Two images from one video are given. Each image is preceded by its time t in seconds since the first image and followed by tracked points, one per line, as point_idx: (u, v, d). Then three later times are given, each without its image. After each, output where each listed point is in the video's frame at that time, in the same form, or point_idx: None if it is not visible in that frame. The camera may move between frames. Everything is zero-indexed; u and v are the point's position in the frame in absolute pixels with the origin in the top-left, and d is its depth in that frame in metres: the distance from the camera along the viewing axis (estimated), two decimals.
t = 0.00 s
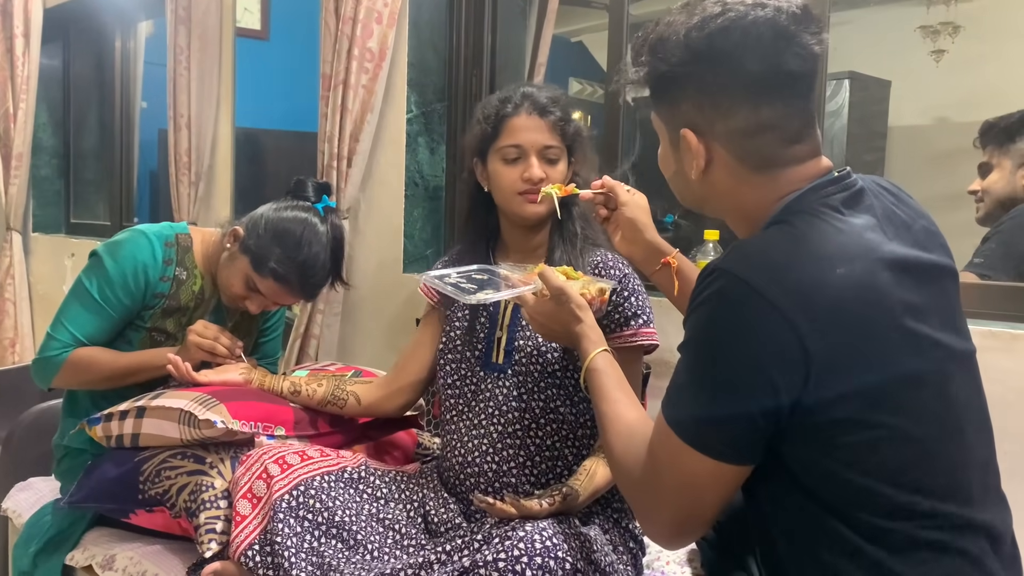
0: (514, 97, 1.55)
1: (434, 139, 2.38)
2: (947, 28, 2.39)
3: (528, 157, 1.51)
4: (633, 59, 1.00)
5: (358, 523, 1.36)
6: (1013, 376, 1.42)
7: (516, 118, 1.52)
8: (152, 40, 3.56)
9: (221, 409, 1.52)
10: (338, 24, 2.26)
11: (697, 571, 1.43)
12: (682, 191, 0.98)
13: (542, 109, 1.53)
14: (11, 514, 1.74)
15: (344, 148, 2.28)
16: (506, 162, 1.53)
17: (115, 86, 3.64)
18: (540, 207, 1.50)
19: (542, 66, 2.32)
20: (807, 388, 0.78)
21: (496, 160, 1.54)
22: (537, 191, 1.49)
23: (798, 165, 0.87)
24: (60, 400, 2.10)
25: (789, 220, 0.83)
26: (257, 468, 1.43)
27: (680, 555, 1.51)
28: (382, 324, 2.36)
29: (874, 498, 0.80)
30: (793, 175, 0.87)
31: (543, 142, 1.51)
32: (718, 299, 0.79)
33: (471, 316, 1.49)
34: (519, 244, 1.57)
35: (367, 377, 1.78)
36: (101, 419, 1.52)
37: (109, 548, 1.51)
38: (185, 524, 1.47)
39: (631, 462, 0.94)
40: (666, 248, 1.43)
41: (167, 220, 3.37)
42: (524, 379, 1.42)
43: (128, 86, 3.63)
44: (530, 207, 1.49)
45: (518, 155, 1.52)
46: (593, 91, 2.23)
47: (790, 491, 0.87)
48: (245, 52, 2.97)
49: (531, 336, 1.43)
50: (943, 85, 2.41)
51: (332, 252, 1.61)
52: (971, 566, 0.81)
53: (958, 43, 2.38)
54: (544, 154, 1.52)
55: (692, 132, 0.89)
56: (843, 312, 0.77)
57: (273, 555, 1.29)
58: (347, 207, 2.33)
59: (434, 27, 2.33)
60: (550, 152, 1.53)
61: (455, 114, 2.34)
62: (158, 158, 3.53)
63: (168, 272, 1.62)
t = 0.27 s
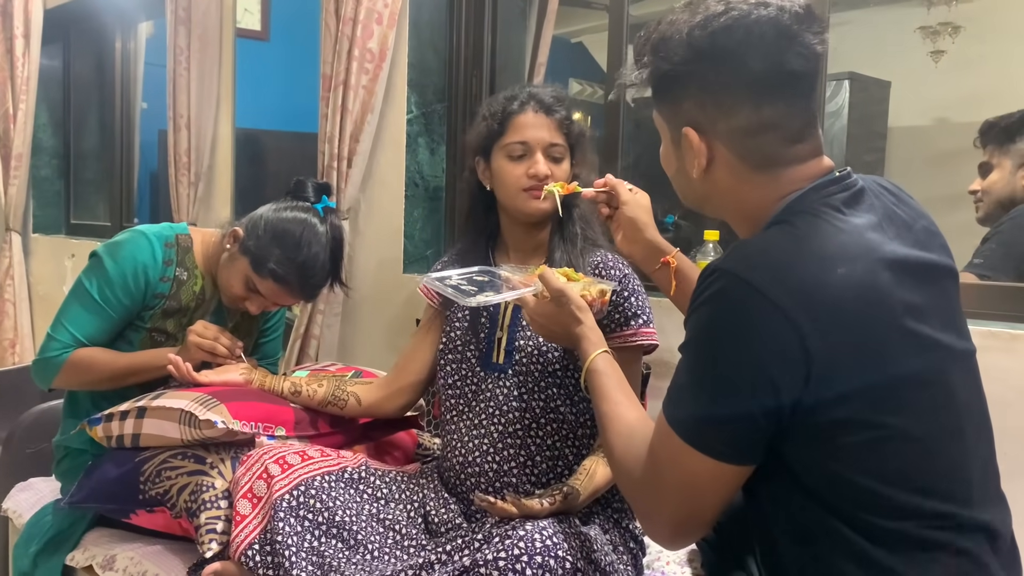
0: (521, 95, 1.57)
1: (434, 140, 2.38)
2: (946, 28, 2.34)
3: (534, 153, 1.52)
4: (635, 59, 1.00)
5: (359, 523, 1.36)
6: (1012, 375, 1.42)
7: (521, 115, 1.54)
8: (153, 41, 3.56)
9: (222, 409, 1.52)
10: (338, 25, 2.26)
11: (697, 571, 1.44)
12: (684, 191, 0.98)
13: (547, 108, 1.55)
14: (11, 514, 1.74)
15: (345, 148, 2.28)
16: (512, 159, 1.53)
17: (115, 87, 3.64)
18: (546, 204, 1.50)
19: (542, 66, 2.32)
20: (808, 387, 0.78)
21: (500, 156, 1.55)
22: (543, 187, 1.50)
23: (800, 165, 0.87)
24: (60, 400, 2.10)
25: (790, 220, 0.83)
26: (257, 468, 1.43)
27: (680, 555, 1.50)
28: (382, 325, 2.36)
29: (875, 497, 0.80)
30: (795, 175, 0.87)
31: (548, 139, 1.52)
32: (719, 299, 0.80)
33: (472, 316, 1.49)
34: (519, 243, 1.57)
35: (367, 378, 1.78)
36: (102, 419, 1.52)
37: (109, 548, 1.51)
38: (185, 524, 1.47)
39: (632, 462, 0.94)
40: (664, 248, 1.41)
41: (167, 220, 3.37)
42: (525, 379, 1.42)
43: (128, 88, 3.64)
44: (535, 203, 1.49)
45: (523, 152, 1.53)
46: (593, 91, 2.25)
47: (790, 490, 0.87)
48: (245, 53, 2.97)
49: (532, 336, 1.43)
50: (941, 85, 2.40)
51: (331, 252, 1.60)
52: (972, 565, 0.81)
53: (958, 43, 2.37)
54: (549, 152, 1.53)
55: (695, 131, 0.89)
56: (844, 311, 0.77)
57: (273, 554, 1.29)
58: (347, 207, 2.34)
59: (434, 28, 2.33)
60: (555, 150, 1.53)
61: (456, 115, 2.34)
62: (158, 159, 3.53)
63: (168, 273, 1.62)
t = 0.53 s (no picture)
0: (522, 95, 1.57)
1: (433, 141, 2.38)
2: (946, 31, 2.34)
3: (538, 150, 1.52)
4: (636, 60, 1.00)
5: (357, 524, 1.36)
6: (1011, 376, 1.42)
7: (524, 113, 1.54)
8: (151, 43, 3.56)
9: (220, 411, 1.52)
10: (337, 26, 2.26)
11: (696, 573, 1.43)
12: (685, 192, 0.98)
13: (547, 105, 1.56)
14: (9, 516, 1.74)
15: (343, 149, 2.28)
16: (515, 156, 1.53)
17: (114, 89, 3.64)
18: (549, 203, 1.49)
19: (541, 67, 2.33)
20: (808, 386, 0.78)
21: (504, 153, 1.54)
22: (547, 182, 1.49)
23: (800, 166, 0.87)
24: (58, 402, 2.09)
25: (790, 220, 0.83)
26: (256, 470, 1.42)
27: (679, 557, 1.50)
28: (380, 327, 2.36)
29: (874, 497, 0.80)
30: (794, 176, 0.87)
31: (552, 136, 1.53)
32: (719, 299, 0.80)
33: (471, 318, 1.49)
34: (519, 244, 1.58)
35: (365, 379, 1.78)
36: (100, 421, 1.52)
37: (107, 550, 1.51)
38: (184, 526, 1.47)
39: (632, 464, 0.94)
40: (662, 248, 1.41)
41: (165, 222, 3.37)
42: (525, 381, 1.42)
43: (126, 90, 3.64)
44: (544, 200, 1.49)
45: (527, 149, 1.52)
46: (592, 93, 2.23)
47: (789, 491, 0.87)
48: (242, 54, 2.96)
49: (532, 338, 1.43)
50: (939, 87, 2.39)
51: (329, 253, 1.60)
52: (971, 566, 0.81)
53: (957, 44, 2.36)
54: (553, 148, 1.53)
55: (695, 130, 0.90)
56: (843, 311, 0.77)
57: (271, 555, 1.29)
58: (345, 208, 2.34)
59: (432, 29, 2.34)
60: (558, 146, 1.54)
61: (455, 117, 2.34)
62: (157, 160, 3.53)
63: (166, 274, 1.62)
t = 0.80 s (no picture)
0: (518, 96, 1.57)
1: (429, 143, 2.37)
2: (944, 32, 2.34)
3: (543, 149, 1.51)
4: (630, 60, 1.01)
5: (353, 527, 1.36)
6: (1007, 378, 1.42)
7: (527, 112, 1.53)
8: (147, 44, 3.56)
9: (214, 413, 1.52)
10: (333, 27, 2.26)
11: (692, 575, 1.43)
12: (680, 192, 0.98)
13: (547, 105, 1.55)
14: (3, 519, 1.73)
15: (339, 151, 2.28)
16: (521, 156, 1.51)
17: (110, 90, 3.63)
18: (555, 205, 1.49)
19: (537, 69, 2.34)
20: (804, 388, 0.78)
21: (508, 152, 1.52)
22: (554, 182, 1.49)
23: (796, 166, 0.87)
24: (53, 404, 2.09)
25: (785, 221, 0.83)
26: (251, 472, 1.42)
27: (676, 559, 1.50)
28: (377, 329, 2.36)
29: (870, 500, 0.80)
30: (790, 177, 0.87)
31: (556, 135, 1.52)
32: (715, 301, 0.79)
33: (468, 320, 1.49)
34: (516, 246, 1.58)
35: (361, 381, 1.78)
36: (95, 423, 1.51)
37: (101, 553, 1.51)
38: (178, 528, 1.47)
39: (628, 468, 0.93)
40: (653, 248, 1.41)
41: (161, 223, 3.36)
42: (522, 383, 1.42)
43: (122, 91, 3.63)
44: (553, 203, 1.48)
45: (532, 149, 1.51)
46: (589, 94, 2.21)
47: (785, 493, 0.86)
48: (236, 55, 2.95)
49: (529, 341, 1.42)
50: (937, 89, 2.38)
51: (323, 254, 1.60)
52: (968, 567, 0.81)
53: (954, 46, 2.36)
54: (556, 147, 1.53)
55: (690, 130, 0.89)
56: (839, 314, 0.77)
57: (266, 557, 1.29)
58: (341, 210, 2.33)
59: (428, 30, 2.33)
60: (561, 146, 1.53)
61: (451, 118, 2.34)
62: (153, 162, 3.52)
63: (160, 275, 1.62)
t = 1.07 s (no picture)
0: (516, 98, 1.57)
1: (427, 144, 2.37)
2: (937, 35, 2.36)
3: (547, 151, 1.51)
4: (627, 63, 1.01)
5: (349, 528, 1.36)
6: (1003, 380, 1.42)
7: (531, 115, 1.53)
8: (144, 45, 3.56)
9: (211, 414, 1.52)
10: (330, 29, 2.26)
11: None
12: (675, 196, 0.99)
13: (547, 106, 1.56)
14: None
15: (336, 152, 2.27)
16: (525, 157, 1.51)
17: (107, 90, 3.63)
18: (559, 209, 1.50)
19: (535, 71, 2.34)
20: (800, 391, 0.78)
21: (512, 153, 1.52)
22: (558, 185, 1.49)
23: (790, 170, 0.87)
24: (49, 405, 2.08)
25: (781, 225, 0.83)
26: (247, 473, 1.42)
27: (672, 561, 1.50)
28: (374, 330, 2.35)
29: (865, 502, 0.81)
30: (784, 181, 0.87)
31: (559, 137, 1.52)
32: (710, 305, 0.79)
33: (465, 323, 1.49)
34: (513, 247, 1.58)
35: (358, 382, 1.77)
36: (90, 424, 1.51)
37: (97, 554, 1.50)
38: (174, 529, 1.47)
39: (626, 471, 0.93)
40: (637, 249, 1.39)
41: (158, 224, 3.35)
42: (519, 385, 1.42)
43: (119, 92, 3.63)
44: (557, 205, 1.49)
45: (536, 151, 1.51)
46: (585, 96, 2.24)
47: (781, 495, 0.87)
48: (234, 57, 2.96)
49: (527, 343, 1.42)
50: (933, 92, 2.40)
51: (319, 255, 1.60)
52: (962, 570, 0.81)
53: (949, 49, 2.38)
54: (560, 150, 1.53)
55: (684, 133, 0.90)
56: (834, 317, 0.77)
57: (262, 557, 1.30)
58: (338, 211, 2.33)
59: (426, 32, 2.33)
60: (564, 149, 1.53)
61: (448, 120, 2.34)
62: (151, 163, 3.51)
63: (156, 277, 1.62)
